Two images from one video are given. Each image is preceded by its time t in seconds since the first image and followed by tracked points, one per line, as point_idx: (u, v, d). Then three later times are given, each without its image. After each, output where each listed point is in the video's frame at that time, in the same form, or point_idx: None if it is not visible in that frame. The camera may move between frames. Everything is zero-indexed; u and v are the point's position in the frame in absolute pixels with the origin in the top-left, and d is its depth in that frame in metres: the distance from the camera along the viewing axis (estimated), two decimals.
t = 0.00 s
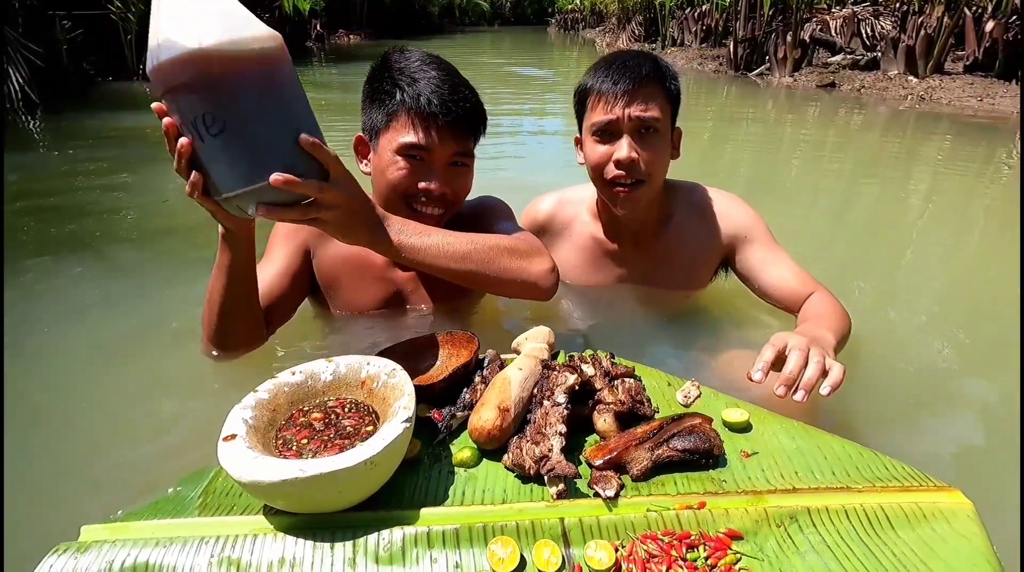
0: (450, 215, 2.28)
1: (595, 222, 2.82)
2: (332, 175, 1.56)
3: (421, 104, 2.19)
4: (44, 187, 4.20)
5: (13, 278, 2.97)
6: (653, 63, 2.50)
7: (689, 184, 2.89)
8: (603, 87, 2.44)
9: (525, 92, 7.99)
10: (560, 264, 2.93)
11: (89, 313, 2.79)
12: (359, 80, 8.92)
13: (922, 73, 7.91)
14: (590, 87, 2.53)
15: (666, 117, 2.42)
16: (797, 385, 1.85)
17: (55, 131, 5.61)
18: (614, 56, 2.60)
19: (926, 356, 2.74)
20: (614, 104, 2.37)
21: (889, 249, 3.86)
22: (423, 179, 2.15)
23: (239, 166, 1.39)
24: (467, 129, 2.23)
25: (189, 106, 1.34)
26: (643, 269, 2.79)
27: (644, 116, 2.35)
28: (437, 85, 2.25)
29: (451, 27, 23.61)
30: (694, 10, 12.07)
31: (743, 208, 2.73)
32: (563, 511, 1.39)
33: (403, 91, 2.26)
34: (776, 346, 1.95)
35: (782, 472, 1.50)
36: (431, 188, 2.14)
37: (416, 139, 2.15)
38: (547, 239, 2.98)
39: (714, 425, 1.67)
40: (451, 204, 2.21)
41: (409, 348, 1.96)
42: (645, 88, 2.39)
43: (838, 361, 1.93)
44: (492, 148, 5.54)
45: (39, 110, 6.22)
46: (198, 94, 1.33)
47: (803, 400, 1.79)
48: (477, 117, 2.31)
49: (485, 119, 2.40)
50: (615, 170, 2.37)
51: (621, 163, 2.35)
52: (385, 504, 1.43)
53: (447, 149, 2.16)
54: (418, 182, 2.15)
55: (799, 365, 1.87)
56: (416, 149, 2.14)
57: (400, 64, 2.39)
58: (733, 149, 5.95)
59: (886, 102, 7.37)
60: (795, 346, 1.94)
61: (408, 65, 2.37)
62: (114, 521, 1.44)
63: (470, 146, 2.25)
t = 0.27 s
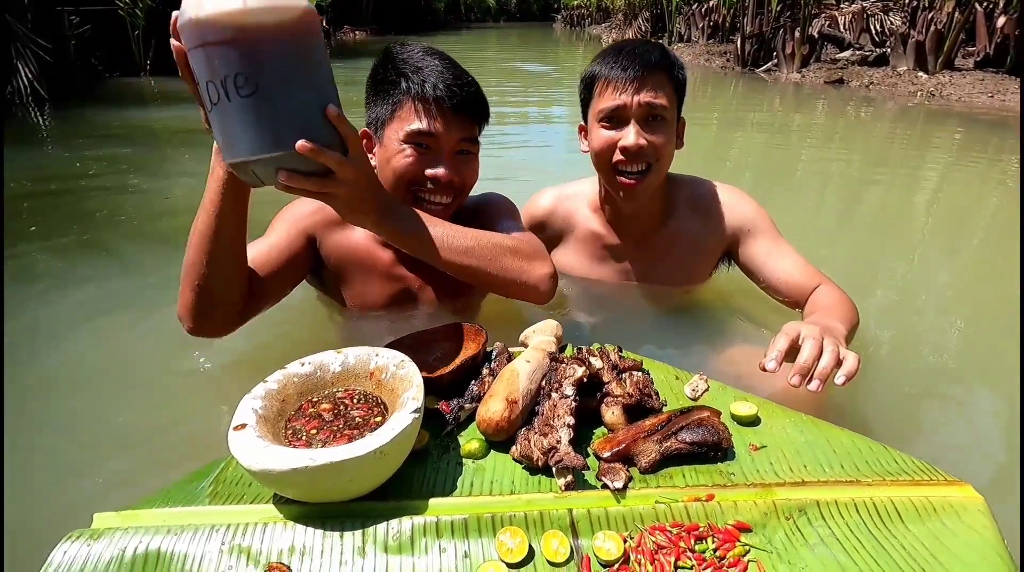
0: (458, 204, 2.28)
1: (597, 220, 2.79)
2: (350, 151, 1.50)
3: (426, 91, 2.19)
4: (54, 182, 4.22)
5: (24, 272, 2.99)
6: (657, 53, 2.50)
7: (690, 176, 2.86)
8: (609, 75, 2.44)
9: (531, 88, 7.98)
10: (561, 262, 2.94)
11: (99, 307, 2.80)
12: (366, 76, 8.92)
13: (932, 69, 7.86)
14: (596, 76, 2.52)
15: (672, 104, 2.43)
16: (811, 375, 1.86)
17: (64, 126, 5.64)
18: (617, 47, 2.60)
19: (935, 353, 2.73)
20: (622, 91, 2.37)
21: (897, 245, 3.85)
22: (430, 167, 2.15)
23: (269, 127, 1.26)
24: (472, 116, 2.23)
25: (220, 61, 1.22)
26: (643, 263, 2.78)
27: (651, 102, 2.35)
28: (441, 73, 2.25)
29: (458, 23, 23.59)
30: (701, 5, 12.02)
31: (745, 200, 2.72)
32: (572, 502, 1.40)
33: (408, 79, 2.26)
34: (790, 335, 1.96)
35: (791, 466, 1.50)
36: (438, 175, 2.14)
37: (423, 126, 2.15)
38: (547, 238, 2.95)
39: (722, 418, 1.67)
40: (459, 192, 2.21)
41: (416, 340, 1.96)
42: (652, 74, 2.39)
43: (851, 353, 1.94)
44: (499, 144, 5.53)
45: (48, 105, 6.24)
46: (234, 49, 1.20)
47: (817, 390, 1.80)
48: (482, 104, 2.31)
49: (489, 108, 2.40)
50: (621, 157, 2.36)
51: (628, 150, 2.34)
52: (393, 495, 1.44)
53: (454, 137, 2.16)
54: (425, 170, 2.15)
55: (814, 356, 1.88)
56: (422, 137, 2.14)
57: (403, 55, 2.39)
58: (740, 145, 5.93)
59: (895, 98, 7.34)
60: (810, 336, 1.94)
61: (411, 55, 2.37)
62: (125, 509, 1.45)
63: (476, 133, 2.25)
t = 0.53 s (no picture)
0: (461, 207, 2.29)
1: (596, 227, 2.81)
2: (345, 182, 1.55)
3: (425, 97, 2.21)
4: (58, 184, 4.24)
5: (28, 274, 3.00)
6: (655, 57, 2.52)
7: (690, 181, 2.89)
8: (607, 79, 2.46)
9: (534, 91, 7.99)
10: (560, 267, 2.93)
11: (104, 310, 2.82)
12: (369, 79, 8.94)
13: (935, 73, 7.86)
14: (594, 81, 2.54)
15: (670, 108, 2.45)
16: (806, 358, 1.87)
17: (68, 129, 5.65)
18: (614, 53, 2.62)
19: (937, 358, 2.74)
20: (620, 94, 2.39)
21: (899, 250, 3.85)
22: (432, 171, 2.16)
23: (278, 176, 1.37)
24: (471, 119, 2.24)
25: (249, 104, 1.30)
26: (644, 265, 2.80)
27: (650, 101, 2.37)
28: (440, 79, 2.27)
29: (461, 26, 23.63)
30: (704, 9, 12.03)
31: (744, 203, 2.74)
32: (572, 506, 1.41)
33: (409, 85, 2.28)
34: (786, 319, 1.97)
35: (791, 471, 1.50)
36: (439, 180, 2.15)
37: (422, 132, 2.16)
38: (546, 242, 2.94)
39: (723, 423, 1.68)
40: (461, 196, 2.22)
41: (418, 344, 1.98)
42: (650, 78, 2.41)
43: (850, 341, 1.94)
44: (501, 148, 5.54)
45: (53, 107, 6.26)
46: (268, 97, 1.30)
47: (815, 370, 1.79)
48: (482, 109, 2.33)
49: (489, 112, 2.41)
50: (621, 158, 2.37)
51: (628, 151, 2.36)
52: (395, 499, 1.45)
53: (454, 141, 2.17)
54: (427, 174, 2.16)
55: (809, 341, 1.89)
56: (423, 143, 2.15)
57: (402, 63, 2.41)
58: (742, 149, 5.94)
59: (898, 102, 7.33)
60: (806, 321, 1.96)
61: (410, 63, 2.39)
62: (130, 512, 1.46)
63: (477, 137, 2.27)
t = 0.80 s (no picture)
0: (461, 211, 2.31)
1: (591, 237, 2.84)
2: (339, 178, 1.57)
3: (428, 102, 2.22)
4: (57, 187, 4.24)
5: (27, 277, 3.01)
6: (653, 68, 2.54)
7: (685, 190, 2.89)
8: (603, 91, 2.46)
9: (533, 94, 8.01)
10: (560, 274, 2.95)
11: (102, 312, 2.83)
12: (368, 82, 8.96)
13: (932, 76, 7.89)
14: (591, 91, 2.54)
15: (667, 121, 2.46)
16: (795, 373, 1.88)
17: (68, 131, 5.66)
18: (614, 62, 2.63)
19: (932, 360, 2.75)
20: (615, 109, 2.40)
21: (896, 252, 3.86)
22: (435, 177, 2.18)
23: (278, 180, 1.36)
24: (473, 125, 2.26)
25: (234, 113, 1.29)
26: (641, 274, 2.82)
27: (644, 118, 2.37)
28: (444, 84, 2.28)
29: (460, 29, 23.66)
30: (702, 12, 12.06)
31: (740, 213, 2.73)
32: (567, 508, 1.41)
33: (413, 90, 2.28)
34: (778, 331, 1.98)
35: (785, 472, 1.51)
36: (443, 186, 2.17)
37: (427, 136, 2.17)
38: (544, 251, 2.95)
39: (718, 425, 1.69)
40: (462, 201, 2.24)
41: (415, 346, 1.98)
42: (648, 91, 2.42)
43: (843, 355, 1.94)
44: (500, 151, 5.55)
45: (52, 111, 6.27)
46: (252, 101, 1.28)
47: (800, 389, 1.81)
48: (483, 114, 2.34)
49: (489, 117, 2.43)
50: (614, 173, 2.39)
51: (620, 167, 2.37)
52: (391, 501, 1.46)
53: (458, 147, 2.19)
54: (430, 179, 2.17)
55: (799, 355, 1.91)
56: (427, 148, 2.16)
57: (404, 66, 2.41)
58: (740, 151, 5.96)
59: (895, 105, 7.35)
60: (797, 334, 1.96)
61: (412, 66, 2.40)
62: (128, 514, 1.47)
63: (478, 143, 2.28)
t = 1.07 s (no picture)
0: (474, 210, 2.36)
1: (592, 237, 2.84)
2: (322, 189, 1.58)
3: (441, 106, 2.23)
4: (57, 187, 4.25)
5: (27, 277, 3.02)
6: (655, 73, 2.56)
7: (685, 191, 2.88)
8: (605, 102, 2.45)
9: (532, 94, 8.02)
10: (559, 273, 2.95)
11: (102, 312, 2.84)
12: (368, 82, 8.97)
13: (930, 75, 7.91)
14: (592, 99, 2.53)
15: (669, 129, 2.46)
16: (779, 375, 1.89)
17: (67, 132, 5.67)
18: (615, 65, 2.63)
19: (928, 359, 2.76)
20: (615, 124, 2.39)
21: (893, 251, 3.88)
22: (455, 179, 2.22)
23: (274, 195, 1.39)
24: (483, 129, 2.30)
25: (232, 129, 1.30)
26: (639, 278, 2.84)
27: (645, 134, 2.37)
28: (453, 86, 2.28)
29: (459, 28, 23.68)
30: (701, 11, 12.08)
31: (739, 217, 2.73)
32: (563, 506, 1.43)
33: (418, 94, 2.27)
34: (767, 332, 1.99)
35: (780, 470, 1.53)
36: (462, 188, 2.22)
37: (446, 140, 2.20)
38: (544, 249, 2.96)
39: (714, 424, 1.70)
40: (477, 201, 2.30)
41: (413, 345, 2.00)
42: (651, 101, 2.42)
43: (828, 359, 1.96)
44: (498, 150, 5.57)
45: (52, 110, 6.28)
46: (233, 117, 1.29)
47: (784, 390, 1.82)
48: (488, 113, 2.38)
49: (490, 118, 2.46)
50: (613, 191, 2.41)
51: (620, 184, 2.39)
52: (389, 499, 1.47)
53: (473, 149, 2.23)
54: (451, 181, 2.22)
55: (783, 357, 1.92)
56: (446, 151, 2.20)
57: (406, 67, 2.38)
58: (738, 151, 5.97)
59: (894, 104, 7.37)
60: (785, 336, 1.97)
61: (413, 67, 2.37)
62: (127, 512, 1.48)
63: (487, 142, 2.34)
